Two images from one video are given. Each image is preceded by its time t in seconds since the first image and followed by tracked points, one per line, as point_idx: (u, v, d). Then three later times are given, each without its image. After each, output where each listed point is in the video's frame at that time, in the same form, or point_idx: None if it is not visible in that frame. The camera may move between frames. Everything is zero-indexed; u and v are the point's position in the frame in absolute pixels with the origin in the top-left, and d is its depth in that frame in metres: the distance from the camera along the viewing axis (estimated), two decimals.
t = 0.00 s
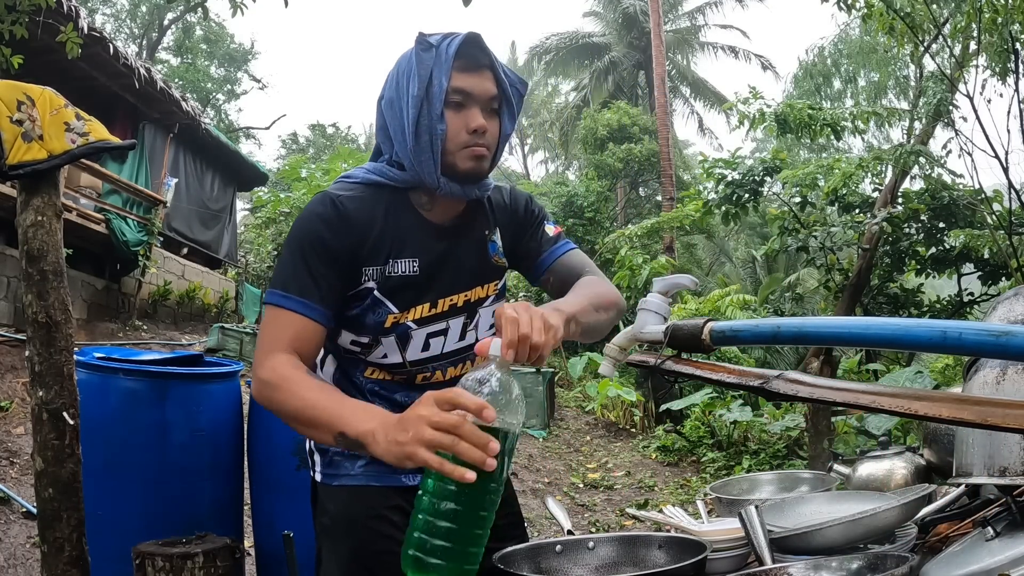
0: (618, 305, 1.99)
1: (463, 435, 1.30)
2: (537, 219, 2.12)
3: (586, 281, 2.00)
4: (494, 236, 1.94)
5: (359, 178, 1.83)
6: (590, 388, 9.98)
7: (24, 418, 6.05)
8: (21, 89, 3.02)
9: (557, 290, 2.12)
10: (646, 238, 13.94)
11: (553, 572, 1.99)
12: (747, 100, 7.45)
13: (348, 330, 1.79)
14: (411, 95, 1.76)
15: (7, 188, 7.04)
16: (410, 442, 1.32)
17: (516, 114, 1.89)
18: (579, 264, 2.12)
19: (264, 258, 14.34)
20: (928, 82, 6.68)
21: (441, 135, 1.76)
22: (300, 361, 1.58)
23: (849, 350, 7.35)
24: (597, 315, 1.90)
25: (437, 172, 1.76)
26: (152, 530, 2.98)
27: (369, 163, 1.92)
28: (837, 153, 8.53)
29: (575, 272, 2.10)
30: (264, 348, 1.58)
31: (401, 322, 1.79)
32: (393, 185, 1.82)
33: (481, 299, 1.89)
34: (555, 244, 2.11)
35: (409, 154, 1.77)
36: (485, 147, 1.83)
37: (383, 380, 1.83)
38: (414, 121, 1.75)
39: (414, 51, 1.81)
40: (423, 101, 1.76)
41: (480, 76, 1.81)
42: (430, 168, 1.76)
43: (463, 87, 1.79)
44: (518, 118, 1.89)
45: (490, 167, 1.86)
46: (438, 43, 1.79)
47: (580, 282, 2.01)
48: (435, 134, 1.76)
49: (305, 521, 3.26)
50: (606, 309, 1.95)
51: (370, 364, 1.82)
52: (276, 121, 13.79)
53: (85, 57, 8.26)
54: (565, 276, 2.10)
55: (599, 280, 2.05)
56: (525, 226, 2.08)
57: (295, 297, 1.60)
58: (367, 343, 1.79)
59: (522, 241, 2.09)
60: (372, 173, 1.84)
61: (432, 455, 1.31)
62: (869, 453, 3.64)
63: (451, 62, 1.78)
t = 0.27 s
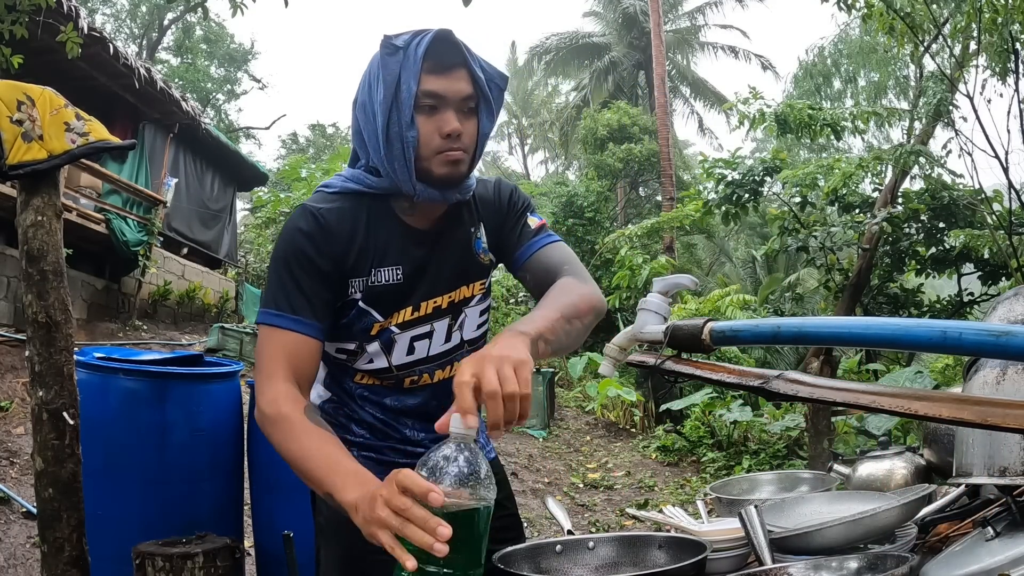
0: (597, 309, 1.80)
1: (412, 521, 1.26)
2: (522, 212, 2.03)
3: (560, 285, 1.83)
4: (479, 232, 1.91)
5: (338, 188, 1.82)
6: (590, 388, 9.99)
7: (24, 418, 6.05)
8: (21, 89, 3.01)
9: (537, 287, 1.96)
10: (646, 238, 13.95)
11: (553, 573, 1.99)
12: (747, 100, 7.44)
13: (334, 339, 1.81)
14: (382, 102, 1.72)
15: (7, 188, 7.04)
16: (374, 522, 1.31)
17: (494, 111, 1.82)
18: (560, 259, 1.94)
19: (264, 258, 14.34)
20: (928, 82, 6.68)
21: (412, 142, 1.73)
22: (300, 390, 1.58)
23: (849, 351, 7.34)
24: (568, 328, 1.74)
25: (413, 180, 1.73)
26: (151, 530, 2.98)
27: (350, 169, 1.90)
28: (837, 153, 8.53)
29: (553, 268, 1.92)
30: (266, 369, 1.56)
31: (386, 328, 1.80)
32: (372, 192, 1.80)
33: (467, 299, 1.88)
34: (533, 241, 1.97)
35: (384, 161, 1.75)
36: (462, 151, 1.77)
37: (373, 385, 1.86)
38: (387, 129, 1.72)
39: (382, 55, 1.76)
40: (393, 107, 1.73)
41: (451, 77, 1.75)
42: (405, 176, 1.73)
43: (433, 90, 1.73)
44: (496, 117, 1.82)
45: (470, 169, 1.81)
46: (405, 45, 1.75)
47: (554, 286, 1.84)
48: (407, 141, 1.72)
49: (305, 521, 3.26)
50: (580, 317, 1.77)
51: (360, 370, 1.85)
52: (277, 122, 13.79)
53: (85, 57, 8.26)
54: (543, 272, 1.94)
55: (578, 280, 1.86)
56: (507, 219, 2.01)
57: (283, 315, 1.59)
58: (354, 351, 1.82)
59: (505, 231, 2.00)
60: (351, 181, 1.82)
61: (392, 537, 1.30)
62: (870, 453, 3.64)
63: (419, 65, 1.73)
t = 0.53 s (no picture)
0: (592, 294, 1.77)
1: (387, 525, 1.28)
2: (517, 203, 2.00)
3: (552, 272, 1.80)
4: (475, 225, 1.90)
5: (333, 183, 1.81)
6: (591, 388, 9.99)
7: (24, 418, 6.05)
8: (21, 88, 3.00)
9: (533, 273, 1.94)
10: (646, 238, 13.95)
11: (553, 573, 1.99)
12: (747, 100, 7.44)
13: (330, 336, 1.82)
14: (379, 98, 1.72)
15: (7, 188, 7.04)
16: (352, 522, 1.33)
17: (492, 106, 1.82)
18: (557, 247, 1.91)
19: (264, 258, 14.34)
20: (928, 82, 6.67)
21: (411, 136, 1.72)
22: (289, 385, 1.59)
23: (849, 351, 7.34)
24: (553, 317, 1.70)
25: (410, 177, 1.73)
26: (151, 530, 2.98)
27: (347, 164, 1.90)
28: (837, 153, 8.52)
29: (548, 255, 1.90)
30: (255, 366, 1.58)
31: (383, 324, 1.81)
32: (368, 188, 1.80)
33: (463, 294, 1.88)
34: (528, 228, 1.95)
35: (381, 157, 1.75)
36: (458, 146, 1.77)
37: (371, 383, 1.86)
38: (384, 124, 1.71)
39: (381, 49, 1.75)
40: (391, 102, 1.72)
41: (449, 72, 1.74)
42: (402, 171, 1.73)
43: (431, 84, 1.73)
44: (493, 113, 1.82)
45: (466, 164, 1.81)
46: (404, 39, 1.74)
47: (547, 273, 1.81)
48: (405, 137, 1.72)
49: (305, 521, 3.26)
50: (569, 304, 1.73)
51: (357, 367, 1.85)
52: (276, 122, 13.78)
53: (85, 57, 8.26)
54: (538, 260, 1.92)
55: (571, 265, 1.83)
56: (502, 211, 1.98)
57: (279, 312, 1.60)
58: (349, 348, 1.82)
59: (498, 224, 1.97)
60: (347, 177, 1.82)
61: (370, 539, 1.31)
62: (870, 453, 3.64)
63: (418, 60, 1.72)
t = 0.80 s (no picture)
0: (573, 298, 1.75)
1: (375, 529, 1.29)
2: (513, 201, 1.99)
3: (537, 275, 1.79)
4: (473, 222, 1.90)
5: (332, 181, 1.82)
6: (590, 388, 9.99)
7: (24, 418, 6.05)
8: (21, 89, 3.00)
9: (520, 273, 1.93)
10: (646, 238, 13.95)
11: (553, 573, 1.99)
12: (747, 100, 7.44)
13: (329, 335, 1.81)
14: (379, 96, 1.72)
15: (7, 188, 7.04)
16: (338, 521, 1.34)
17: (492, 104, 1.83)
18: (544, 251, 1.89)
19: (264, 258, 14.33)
20: (928, 82, 6.67)
21: (411, 133, 1.72)
22: (285, 382, 1.60)
23: (849, 351, 7.34)
24: (530, 320, 1.69)
25: (410, 174, 1.73)
26: (152, 530, 2.98)
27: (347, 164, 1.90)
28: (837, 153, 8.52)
29: (536, 256, 1.89)
30: (252, 363, 1.59)
31: (381, 323, 1.80)
32: (367, 186, 1.80)
33: (462, 291, 1.88)
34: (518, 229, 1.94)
35: (381, 155, 1.75)
36: (457, 145, 1.77)
37: (370, 381, 1.85)
38: (384, 121, 1.71)
39: (381, 49, 1.76)
40: (392, 100, 1.72)
41: (449, 71, 1.75)
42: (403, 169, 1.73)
43: (432, 83, 1.73)
44: (493, 112, 1.82)
45: (466, 163, 1.81)
46: (406, 38, 1.74)
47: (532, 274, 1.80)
48: (405, 135, 1.72)
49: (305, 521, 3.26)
50: (548, 307, 1.72)
51: (356, 366, 1.84)
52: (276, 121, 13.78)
53: (85, 57, 8.26)
54: (526, 260, 1.92)
55: (557, 268, 1.82)
56: (497, 209, 1.97)
57: (277, 309, 1.61)
58: (347, 346, 1.81)
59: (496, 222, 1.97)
60: (346, 175, 1.82)
61: (356, 539, 1.33)
62: (870, 453, 3.64)
63: (419, 58, 1.72)
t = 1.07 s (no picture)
0: (570, 289, 1.75)
1: (364, 535, 1.30)
2: (510, 196, 1.99)
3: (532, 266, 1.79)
4: (472, 223, 1.90)
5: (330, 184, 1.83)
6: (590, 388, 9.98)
7: (24, 418, 6.05)
8: (22, 89, 3.00)
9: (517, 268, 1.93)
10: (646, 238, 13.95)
11: (553, 572, 2.00)
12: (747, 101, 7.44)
13: (328, 334, 1.81)
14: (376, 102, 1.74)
15: (7, 188, 7.03)
16: (327, 522, 1.34)
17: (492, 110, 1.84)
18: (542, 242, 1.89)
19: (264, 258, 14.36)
20: (928, 82, 6.67)
21: (404, 140, 1.73)
22: (283, 382, 1.60)
23: (849, 351, 7.33)
24: (529, 310, 1.68)
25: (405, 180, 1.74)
26: (152, 531, 2.98)
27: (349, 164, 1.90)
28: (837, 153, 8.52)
29: (531, 250, 1.88)
30: (251, 362, 1.60)
31: (380, 323, 1.80)
32: (366, 188, 1.81)
33: (460, 292, 1.88)
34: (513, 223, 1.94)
35: (379, 160, 1.76)
36: (453, 151, 1.78)
37: (368, 381, 1.85)
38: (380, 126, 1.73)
39: (379, 54, 1.76)
40: (386, 106, 1.74)
41: (446, 77, 1.74)
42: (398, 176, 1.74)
43: (427, 89, 1.73)
44: (491, 119, 1.81)
45: (464, 168, 1.82)
46: (401, 45, 1.75)
47: (527, 266, 1.80)
48: (399, 141, 1.73)
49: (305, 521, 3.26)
50: (545, 299, 1.71)
51: (354, 366, 1.84)
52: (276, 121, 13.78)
53: (85, 57, 8.26)
54: (522, 255, 1.91)
55: (553, 260, 1.82)
56: (495, 209, 1.97)
57: (277, 309, 1.61)
58: (346, 346, 1.81)
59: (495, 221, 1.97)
60: (345, 178, 1.83)
61: (343, 540, 1.33)
62: (870, 453, 3.64)
63: (415, 64, 1.73)
